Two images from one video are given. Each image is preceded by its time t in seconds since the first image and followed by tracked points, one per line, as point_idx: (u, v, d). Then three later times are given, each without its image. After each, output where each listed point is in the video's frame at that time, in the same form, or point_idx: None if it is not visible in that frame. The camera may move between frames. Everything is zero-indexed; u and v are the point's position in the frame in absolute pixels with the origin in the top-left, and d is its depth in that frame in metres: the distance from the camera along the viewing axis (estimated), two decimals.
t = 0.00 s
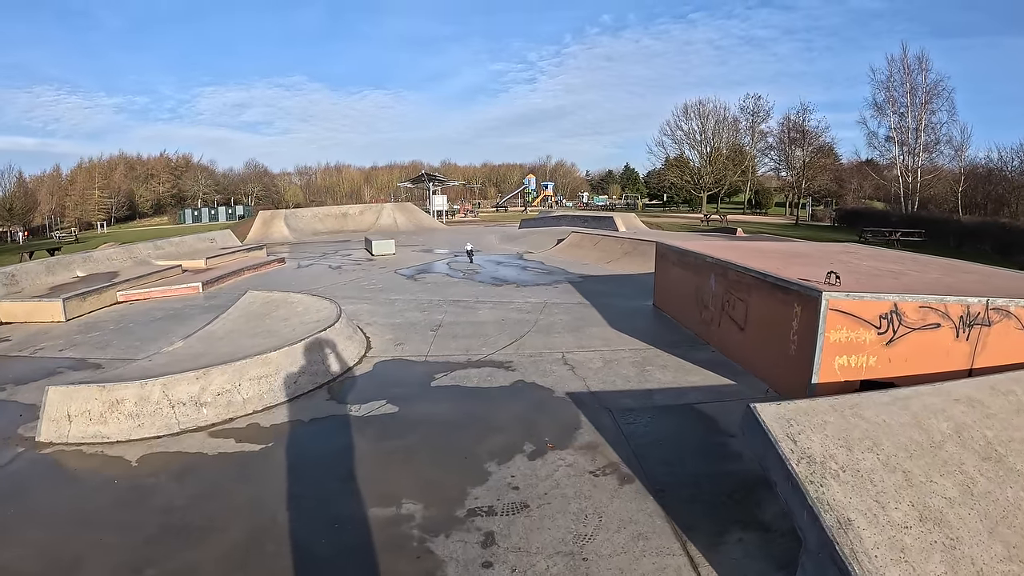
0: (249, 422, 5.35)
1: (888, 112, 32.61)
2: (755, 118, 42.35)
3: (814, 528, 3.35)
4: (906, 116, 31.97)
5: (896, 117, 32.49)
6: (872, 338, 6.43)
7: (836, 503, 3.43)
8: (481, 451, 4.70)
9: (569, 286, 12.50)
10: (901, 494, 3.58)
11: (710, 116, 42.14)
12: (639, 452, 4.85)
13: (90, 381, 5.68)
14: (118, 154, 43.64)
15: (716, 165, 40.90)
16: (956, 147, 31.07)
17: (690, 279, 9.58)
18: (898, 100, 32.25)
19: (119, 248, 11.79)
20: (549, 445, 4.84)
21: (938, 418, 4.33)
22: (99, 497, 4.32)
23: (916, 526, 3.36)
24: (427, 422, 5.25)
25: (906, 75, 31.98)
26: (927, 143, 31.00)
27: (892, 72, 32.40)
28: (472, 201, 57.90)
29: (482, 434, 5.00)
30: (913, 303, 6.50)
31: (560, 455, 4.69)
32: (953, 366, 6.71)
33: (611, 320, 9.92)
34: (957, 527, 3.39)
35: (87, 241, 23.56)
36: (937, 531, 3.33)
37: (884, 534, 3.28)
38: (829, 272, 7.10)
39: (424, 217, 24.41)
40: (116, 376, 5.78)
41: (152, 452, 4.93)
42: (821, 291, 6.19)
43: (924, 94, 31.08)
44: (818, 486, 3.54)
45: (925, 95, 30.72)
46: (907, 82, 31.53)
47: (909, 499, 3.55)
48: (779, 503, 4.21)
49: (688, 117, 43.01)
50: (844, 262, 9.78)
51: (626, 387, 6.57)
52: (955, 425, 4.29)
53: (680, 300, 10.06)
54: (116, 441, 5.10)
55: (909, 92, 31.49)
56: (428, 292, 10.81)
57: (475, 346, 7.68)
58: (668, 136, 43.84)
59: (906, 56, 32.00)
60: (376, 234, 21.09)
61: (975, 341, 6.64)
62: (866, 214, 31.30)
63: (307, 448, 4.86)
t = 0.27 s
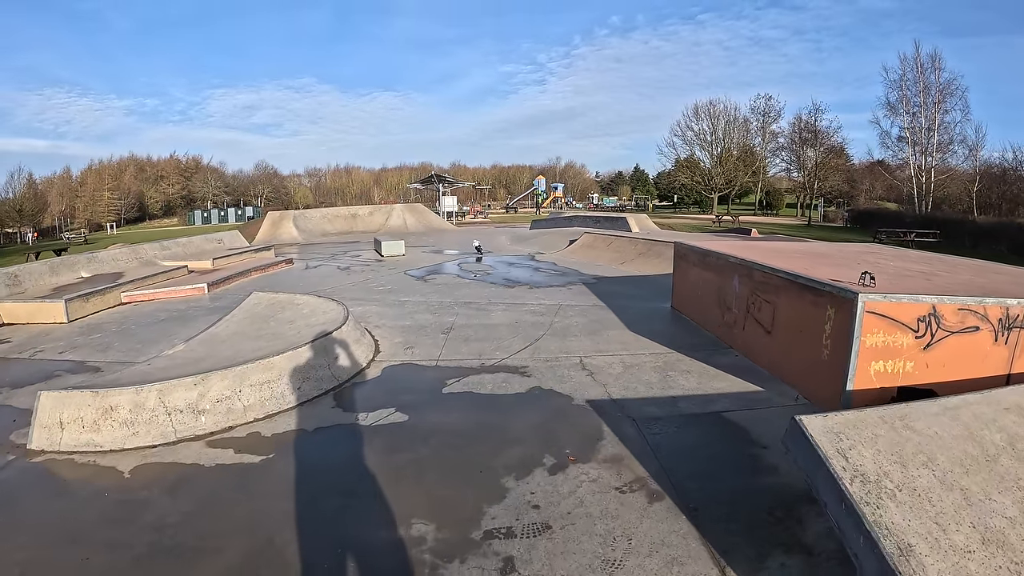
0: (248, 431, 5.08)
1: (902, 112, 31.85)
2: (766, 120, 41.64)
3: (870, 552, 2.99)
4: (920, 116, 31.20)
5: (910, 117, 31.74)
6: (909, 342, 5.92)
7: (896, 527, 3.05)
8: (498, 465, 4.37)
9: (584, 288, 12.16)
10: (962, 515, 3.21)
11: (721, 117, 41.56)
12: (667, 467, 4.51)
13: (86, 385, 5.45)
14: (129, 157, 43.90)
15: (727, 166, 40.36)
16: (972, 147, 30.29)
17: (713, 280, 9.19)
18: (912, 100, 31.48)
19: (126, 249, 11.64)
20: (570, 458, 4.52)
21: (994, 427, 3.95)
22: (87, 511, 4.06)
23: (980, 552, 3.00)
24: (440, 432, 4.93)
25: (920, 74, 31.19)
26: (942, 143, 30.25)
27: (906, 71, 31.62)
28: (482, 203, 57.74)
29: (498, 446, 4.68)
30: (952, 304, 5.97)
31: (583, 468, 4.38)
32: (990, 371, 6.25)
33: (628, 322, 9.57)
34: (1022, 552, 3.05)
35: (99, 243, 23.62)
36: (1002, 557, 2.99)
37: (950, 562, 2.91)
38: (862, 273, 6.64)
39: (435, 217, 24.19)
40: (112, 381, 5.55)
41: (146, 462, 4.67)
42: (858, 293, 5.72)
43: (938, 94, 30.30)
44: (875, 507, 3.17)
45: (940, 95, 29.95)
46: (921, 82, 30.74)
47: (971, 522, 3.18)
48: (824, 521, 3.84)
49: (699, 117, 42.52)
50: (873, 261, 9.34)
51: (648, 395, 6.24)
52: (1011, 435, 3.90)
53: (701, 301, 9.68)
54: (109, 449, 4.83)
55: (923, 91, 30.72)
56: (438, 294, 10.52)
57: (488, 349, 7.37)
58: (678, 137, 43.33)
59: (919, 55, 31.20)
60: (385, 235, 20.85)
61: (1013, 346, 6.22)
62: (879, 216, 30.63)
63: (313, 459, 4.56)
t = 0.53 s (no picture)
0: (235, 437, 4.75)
1: (904, 111, 31.48)
2: (768, 119, 41.22)
3: None
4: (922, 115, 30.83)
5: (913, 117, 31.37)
6: (926, 345, 5.65)
7: (926, 555, 2.80)
8: (494, 478, 4.13)
9: (585, 288, 11.90)
10: (994, 538, 2.97)
11: (723, 116, 41.16)
12: (674, 482, 4.27)
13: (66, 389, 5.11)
14: (128, 155, 43.62)
15: (729, 166, 39.99)
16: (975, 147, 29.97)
17: (719, 281, 8.92)
18: (915, 99, 31.11)
19: (120, 248, 11.08)
20: (571, 470, 4.30)
21: None
22: (59, 525, 3.76)
23: None
24: (434, 440, 4.69)
25: (923, 72, 30.80)
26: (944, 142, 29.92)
27: (909, 69, 31.22)
28: (483, 202, 57.54)
29: (495, 456, 4.43)
30: (971, 307, 5.70)
31: (583, 482, 4.15)
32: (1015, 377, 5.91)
33: (631, 324, 9.31)
34: None
35: (95, 241, 23.36)
36: None
37: None
38: (880, 273, 6.32)
39: (436, 216, 23.98)
40: (95, 384, 5.20)
41: (126, 471, 4.35)
42: (874, 295, 5.43)
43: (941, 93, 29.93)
44: (903, 532, 2.91)
45: (942, 94, 29.60)
46: (924, 81, 30.32)
47: (1004, 546, 2.94)
48: (841, 540, 3.59)
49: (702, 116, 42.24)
50: (882, 261, 9.08)
51: (651, 402, 5.99)
52: None
53: (706, 302, 9.42)
54: (89, 458, 4.50)
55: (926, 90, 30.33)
56: (435, 294, 10.26)
57: (487, 352, 7.11)
58: (680, 136, 42.93)
59: (922, 53, 30.78)
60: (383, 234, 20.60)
61: None
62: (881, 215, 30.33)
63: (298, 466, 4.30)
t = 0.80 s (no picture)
0: (222, 442, 4.43)
1: (909, 109, 31.05)
2: (771, 117, 40.73)
3: None
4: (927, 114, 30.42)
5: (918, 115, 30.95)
6: (943, 350, 5.38)
7: None
8: (485, 491, 3.93)
9: (586, 287, 11.64)
10: None
11: (727, 115, 40.73)
12: (679, 496, 4.05)
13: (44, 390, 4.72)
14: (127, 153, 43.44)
15: (733, 165, 39.57)
16: (980, 146, 29.61)
17: (723, 282, 8.67)
18: (920, 97, 30.68)
19: (116, 246, 10.20)
20: (567, 483, 4.11)
21: None
22: (29, 537, 3.47)
23: None
24: (424, 448, 4.48)
25: (928, 70, 30.35)
26: (949, 141, 29.54)
27: (914, 67, 30.78)
28: (485, 201, 57.27)
29: (487, 466, 4.24)
30: (990, 310, 5.42)
31: (580, 496, 3.97)
32: None
33: (633, 325, 9.06)
34: None
35: (91, 240, 23.13)
36: None
37: None
38: (896, 273, 6.00)
39: (436, 215, 23.80)
40: (76, 385, 4.81)
41: (105, 478, 4.02)
42: (889, 295, 5.16)
43: (946, 91, 29.51)
44: (928, 560, 2.72)
45: (948, 92, 29.19)
46: (929, 78, 29.86)
47: None
48: (856, 561, 3.36)
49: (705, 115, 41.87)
50: (891, 259, 8.83)
51: (653, 408, 5.77)
52: None
53: (710, 302, 9.16)
54: (67, 465, 4.15)
55: (931, 88, 29.88)
56: (433, 293, 10.03)
57: (484, 354, 6.88)
58: (683, 135, 42.50)
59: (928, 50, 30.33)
60: (381, 232, 20.34)
61: None
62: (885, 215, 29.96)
63: (280, 471, 4.07)
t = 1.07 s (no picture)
0: (214, 443, 4.31)
1: (921, 109, 30.48)
2: (782, 117, 40.15)
3: None
4: (939, 114, 29.85)
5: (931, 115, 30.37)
6: (966, 357, 5.10)
7: None
8: (486, 501, 3.76)
9: (594, 286, 11.43)
10: None
11: (737, 113, 40.23)
12: (689, 509, 3.86)
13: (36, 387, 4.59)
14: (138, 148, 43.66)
15: (743, 164, 39.08)
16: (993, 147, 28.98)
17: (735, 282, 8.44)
18: (933, 97, 30.09)
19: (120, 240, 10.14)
20: (572, 494, 3.95)
21: None
22: (13, 540, 3.34)
23: None
24: (424, 452, 4.33)
25: (941, 70, 29.76)
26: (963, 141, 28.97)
27: (927, 67, 30.21)
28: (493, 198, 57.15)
29: (489, 474, 4.07)
30: (1016, 315, 5.13)
31: (585, 507, 3.80)
32: None
33: (641, 326, 8.85)
34: None
35: (98, 235, 23.16)
36: None
37: None
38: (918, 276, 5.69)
39: (444, 212, 23.68)
40: (69, 382, 4.67)
41: (94, 479, 3.89)
42: (911, 299, 4.90)
43: (959, 91, 28.92)
44: None
45: (961, 92, 28.66)
46: (942, 78, 29.28)
47: None
48: None
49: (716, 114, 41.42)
50: (909, 259, 8.54)
51: (662, 413, 5.57)
52: None
53: (721, 303, 8.93)
54: (56, 465, 4.02)
55: (943, 88, 29.34)
56: (438, 291, 9.86)
57: (488, 354, 6.71)
58: (693, 133, 42.01)
59: (940, 50, 29.73)
60: (388, 228, 20.21)
61: None
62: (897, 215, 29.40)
63: (272, 475, 3.91)
